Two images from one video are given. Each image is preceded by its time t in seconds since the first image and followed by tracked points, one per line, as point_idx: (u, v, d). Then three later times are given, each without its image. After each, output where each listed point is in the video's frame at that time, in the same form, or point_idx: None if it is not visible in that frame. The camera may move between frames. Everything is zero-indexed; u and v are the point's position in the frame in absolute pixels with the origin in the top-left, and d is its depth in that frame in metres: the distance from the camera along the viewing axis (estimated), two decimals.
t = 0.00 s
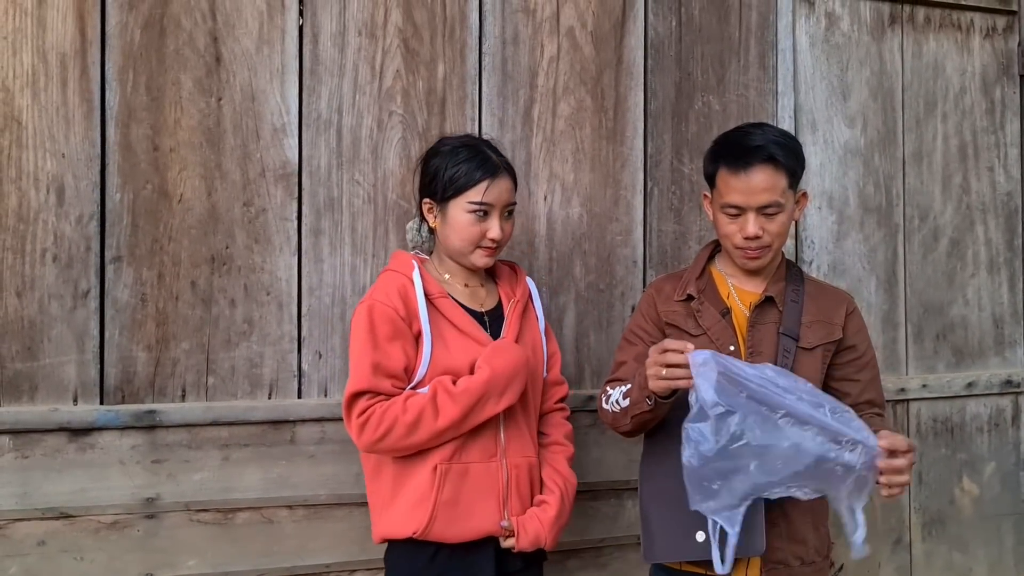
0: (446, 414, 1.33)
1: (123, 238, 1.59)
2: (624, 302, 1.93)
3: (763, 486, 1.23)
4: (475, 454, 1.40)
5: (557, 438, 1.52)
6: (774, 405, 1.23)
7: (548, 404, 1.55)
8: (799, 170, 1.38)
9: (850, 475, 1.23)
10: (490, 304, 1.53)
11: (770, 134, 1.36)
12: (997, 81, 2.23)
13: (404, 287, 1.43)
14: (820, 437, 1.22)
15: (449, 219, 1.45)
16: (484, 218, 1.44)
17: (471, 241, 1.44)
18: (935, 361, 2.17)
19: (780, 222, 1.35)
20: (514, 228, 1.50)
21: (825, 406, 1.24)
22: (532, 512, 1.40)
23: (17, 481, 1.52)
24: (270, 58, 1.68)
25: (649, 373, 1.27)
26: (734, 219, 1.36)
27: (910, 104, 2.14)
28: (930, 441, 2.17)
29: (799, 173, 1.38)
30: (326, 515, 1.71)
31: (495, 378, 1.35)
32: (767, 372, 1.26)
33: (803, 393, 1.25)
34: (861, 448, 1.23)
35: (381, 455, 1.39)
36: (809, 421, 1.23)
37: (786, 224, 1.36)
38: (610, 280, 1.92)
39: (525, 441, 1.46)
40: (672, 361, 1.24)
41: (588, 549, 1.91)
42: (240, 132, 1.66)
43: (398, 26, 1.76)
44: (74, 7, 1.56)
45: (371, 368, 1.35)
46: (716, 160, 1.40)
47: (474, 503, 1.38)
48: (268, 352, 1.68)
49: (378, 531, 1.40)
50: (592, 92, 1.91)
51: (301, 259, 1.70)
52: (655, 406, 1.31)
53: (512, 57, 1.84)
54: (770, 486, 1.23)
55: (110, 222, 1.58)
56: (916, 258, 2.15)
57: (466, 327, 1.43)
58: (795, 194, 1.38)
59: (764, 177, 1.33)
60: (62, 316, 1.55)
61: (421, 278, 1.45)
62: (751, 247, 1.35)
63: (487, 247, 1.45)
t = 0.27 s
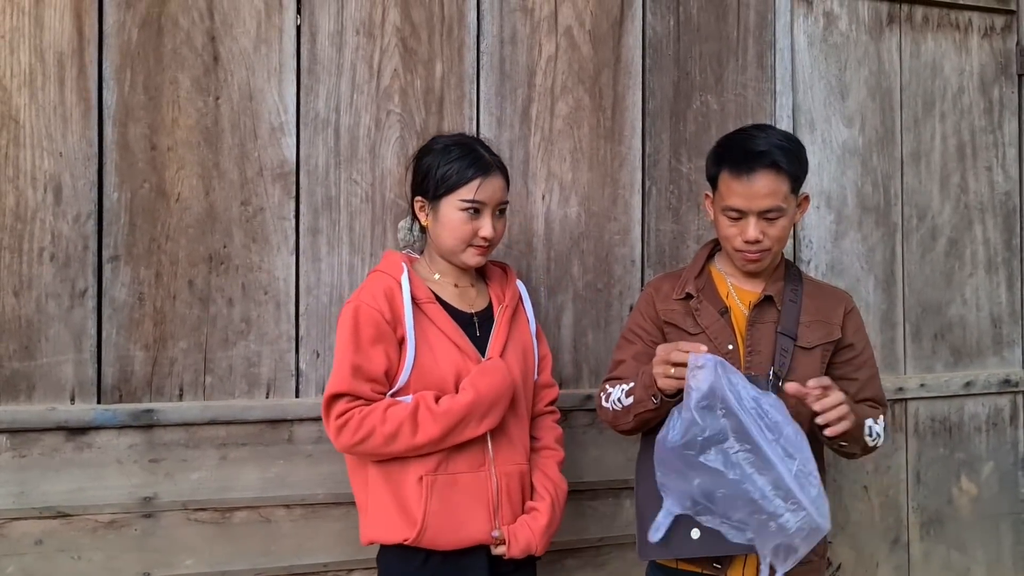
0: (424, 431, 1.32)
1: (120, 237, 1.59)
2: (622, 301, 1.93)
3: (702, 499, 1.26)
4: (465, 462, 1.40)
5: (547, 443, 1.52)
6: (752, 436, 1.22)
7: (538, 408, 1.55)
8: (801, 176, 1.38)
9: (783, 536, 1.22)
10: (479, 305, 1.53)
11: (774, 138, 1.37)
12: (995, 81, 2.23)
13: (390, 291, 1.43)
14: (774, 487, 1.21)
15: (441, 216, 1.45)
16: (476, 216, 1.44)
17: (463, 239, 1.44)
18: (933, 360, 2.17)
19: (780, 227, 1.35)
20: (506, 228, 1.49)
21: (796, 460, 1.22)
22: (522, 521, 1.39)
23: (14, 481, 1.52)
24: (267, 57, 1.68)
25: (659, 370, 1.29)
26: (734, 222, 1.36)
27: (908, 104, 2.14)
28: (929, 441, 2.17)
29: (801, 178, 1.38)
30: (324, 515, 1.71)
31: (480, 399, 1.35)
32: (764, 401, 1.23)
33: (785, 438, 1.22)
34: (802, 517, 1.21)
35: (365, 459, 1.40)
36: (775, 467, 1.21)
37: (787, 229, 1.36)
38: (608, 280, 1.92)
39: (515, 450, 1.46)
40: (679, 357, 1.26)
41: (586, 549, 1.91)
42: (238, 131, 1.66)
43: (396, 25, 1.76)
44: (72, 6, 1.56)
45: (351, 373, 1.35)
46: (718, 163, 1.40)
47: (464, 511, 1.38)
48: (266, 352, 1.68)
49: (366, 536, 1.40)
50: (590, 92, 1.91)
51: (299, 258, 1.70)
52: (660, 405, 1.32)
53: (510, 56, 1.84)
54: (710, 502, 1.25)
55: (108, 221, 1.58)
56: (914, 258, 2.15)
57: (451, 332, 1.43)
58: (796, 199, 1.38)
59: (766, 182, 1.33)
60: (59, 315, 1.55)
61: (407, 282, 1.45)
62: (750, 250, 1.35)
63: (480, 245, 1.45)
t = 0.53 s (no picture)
0: (413, 436, 1.32)
1: (119, 237, 1.59)
2: (621, 301, 1.93)
3: (693, 488, 1.25)
4: (457, 465, 1.40)
5: (541, 446, 1.52)
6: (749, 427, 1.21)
7: (533, 410, 1.55)
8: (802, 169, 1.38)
9: (770, 532, 1.20)
10: (473, 306, 1.53)
11: (776, 131, 1.37)
12: (994, 81, 2.23)
13: (381, 291, 1.43)
14: (765, 479, 1.20)
15: (433, 215, 1.45)
16: (468, 215, 1.43)
17: (456, 239, 1.43)
18: (933, 361, 2.17)
19: (781, 219, 1.34)
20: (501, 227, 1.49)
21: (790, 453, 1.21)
22: (514, 523, 1.39)
23: (12, 481, 1.52)
24: (266, 57, 1.68)
25: (662, 359, 1.29)
26: (735, 212, 1.36)
27: (907, 104, 2.14)
28: (928, 441, 2.17)
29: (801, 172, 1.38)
30: (323, 515, 1.71)
31: (470, 409, 1.34)
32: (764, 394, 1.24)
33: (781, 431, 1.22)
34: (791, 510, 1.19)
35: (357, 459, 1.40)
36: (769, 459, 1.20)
37: (787, 221, 1.35)
38: (607, 280, 1.92)
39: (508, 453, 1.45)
40: (685, 345, 1.26)
41: (585, 549, 1.90)
42: (237, 131, 1.66)
43: (395, 25, 1.76)
44: (70, 7, 1.56)
45: (342, 373, 1.35)
46: (719, 155, 1.40)
47: (455, 513, 1.37)
48: (265, 352, 1.68)
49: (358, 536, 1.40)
50: (589, 92, 1.91)
51: (298, 258, 1.70)
52: (661, 396, 1.32)
53: (509, 56, 1.84)
54: (698, 492, 1.24)
55: (106, 221, 1.58)
56: (914, 258, 2.15)
57: (443, 332, 1.43)
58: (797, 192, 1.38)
59: (766, 171, 1.33)
60: (58, 315, 1.55)
61: (400, 283, 1.44)
62: (751, 242, 1.34)
63: (473, 246, 1.44)
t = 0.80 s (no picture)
0: (411, 422, 1.32)
1: (119, 239, 1.59)
2: (621, 303, 1.93)
3: (710, 508, 1.22)
4: (453, 462, 1.40)
5: (538, 446, 1.51)
6: (751, 423, 1.23)
7: (530, 411, 1.55)
8: (800, 169, 1.38)
9: (800, 522, 1.21)
10: (469, 307, 1.53)
11: (774, 131, 1.37)
12: (994, 83, 2.23)
13: (379, 290, 1.43)
14: (782, 472, 1.21)
15: (433, 217, 1.45)
16: (467, 217, 1.43)
17: (455, 241, 1.43)
18: (933, 363, 2.17)
19: (779, 219, 1.34)
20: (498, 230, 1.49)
21: (800, 441, 1.23)
22: (511, 522, 1.39)
23: (12, 483, 1.52)
24: (267, 59, 1.68)
25: (642, 358, 1.29)
26: (732, 212, 1.36)
27: (907, 106, 2.14)
28: (928, 443, 2.16)
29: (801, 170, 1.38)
30: (323, 517, 1.71)
31: (464, 389, 1.34)
32: (764, 386, 1.25)
33: (785, 421, 1.23)
34: (817, 495, 1.20)
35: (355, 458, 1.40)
36: (779, 450, 1.22)
37: (786, 221, 1.35)
38: (608, 281, 1.92)
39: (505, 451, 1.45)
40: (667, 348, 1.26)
41: (586, 551, 1.90)
42: (237, 133, 1.66)
43: (395, 27, 1.76)
44: (71, 8, 1.56)
45: (340, 371, 1.35)
46: (718, 155, 1.40)
47: (451, 511, 1.37)
48: (265, 353, 1.68)
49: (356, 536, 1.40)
50: (590, 93, 1.91)
51: (299, 260, 1.70)
52: (643, 397, 1.32)
53: (510, 58, 1.84)
54: (720, 505, 1.21)
55: (107, 223, 1.58)
56: (914, 260, 2.15)
57: (441, 331, 1.43)
58: (796, 193, 1.37)
59: (763, 171, 1.33)
60: (58, 317, 1.55)
61: (396, 282, 1.44)
62: (750, 241, 1.34)
63: (471, 248, 1.44)
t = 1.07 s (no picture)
0: (419, 429, 1.33)
1: (120, 240, 1.59)
2: (622, 304, 1.93)
3: (757, 495, 1.21)
4: (455, 465, 1.40)
5: (533, 442, 1.53)
6: (772, 400, 1.23)
7: (523, 407, 1.56)
8: (795, 169, 1.38)
9: (847, 486, 1.20)
10: (464, 308, 1.53)
11: (768, 133, 1.37)
12: (995, 85, 2.23)
13: (379, 295, 1.42)
14: (815, 441, 1.21)
15: (451, 216, 1.44)
16: (484, 217, 1.45)
17: (471, 240, 1.44)
18: (934, 364, 2.17)
19: (778, 220, 1.34)
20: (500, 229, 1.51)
21: (825, 407, 1.23)
22: (512, 520, 1.40)
23: (13, 484, 1.52)
24: (268, 61, 1.68)
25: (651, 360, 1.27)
26: (730, 216, 1.36)
27: (908, 108, 2.14)
28: (929, 445, 2.16)
29: (796, 171, 1.38)
30: (324, 518, 1.71)
31: (471, 396, 1.35)
32: (778, 361, 1.25)
33: (805, 391, 1.24)
34: (855, 456, 1.20)
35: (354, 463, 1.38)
36: (805, 421, 1.23)
37: (784, 222, 1.35)
38: (608, 283, 1.92)
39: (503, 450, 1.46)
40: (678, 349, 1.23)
41: (586, 552, 1.90)
42: (238, 134, 1.66)
43: (396, 28, 1.76)
44: (73, 10, 1.56)
45: (342, 379, 1.34)
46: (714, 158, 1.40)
47: (456, 514, 1.37)
48: (266, 355, 1.68)
49: (357, 541, 1.39)
50: (590, 95, 1.91)
51: (299, 261, 1.70)
52: (652, 400, 1.31)
53: (510, 59, 1.84)
54: (765, 488, 1.20)
55: (107, 224, 1.58)
56: (915, 261, 2.15)
57: (441, 334, 1.43)
58: (793, 193, 1.37)
59: (759, 173, 1.33)
60: (59, 318, 1.55)
61: (396, 286, 1.43)
62: (749, 244, 1.34)
63: (482, 247, 1.46)
